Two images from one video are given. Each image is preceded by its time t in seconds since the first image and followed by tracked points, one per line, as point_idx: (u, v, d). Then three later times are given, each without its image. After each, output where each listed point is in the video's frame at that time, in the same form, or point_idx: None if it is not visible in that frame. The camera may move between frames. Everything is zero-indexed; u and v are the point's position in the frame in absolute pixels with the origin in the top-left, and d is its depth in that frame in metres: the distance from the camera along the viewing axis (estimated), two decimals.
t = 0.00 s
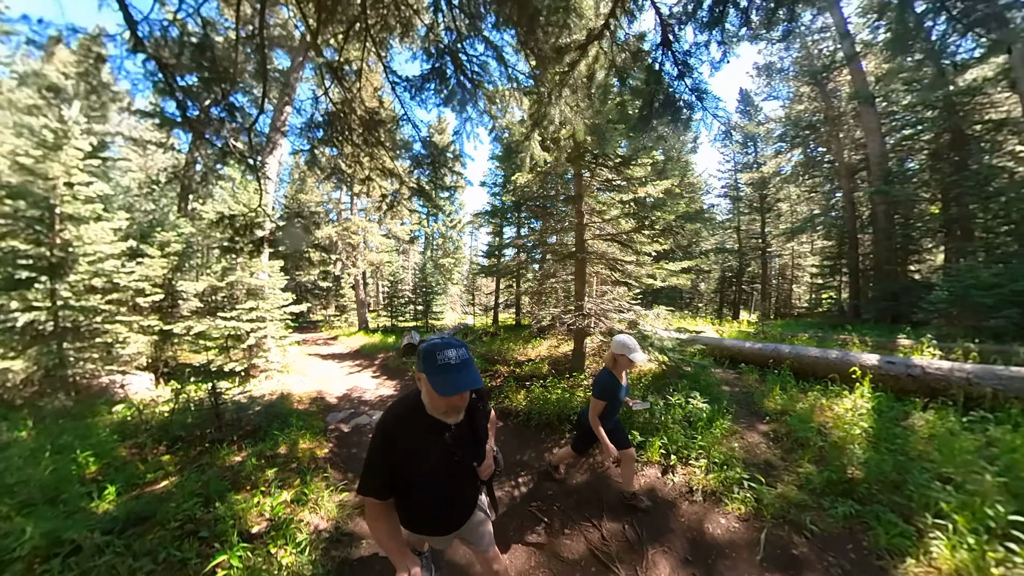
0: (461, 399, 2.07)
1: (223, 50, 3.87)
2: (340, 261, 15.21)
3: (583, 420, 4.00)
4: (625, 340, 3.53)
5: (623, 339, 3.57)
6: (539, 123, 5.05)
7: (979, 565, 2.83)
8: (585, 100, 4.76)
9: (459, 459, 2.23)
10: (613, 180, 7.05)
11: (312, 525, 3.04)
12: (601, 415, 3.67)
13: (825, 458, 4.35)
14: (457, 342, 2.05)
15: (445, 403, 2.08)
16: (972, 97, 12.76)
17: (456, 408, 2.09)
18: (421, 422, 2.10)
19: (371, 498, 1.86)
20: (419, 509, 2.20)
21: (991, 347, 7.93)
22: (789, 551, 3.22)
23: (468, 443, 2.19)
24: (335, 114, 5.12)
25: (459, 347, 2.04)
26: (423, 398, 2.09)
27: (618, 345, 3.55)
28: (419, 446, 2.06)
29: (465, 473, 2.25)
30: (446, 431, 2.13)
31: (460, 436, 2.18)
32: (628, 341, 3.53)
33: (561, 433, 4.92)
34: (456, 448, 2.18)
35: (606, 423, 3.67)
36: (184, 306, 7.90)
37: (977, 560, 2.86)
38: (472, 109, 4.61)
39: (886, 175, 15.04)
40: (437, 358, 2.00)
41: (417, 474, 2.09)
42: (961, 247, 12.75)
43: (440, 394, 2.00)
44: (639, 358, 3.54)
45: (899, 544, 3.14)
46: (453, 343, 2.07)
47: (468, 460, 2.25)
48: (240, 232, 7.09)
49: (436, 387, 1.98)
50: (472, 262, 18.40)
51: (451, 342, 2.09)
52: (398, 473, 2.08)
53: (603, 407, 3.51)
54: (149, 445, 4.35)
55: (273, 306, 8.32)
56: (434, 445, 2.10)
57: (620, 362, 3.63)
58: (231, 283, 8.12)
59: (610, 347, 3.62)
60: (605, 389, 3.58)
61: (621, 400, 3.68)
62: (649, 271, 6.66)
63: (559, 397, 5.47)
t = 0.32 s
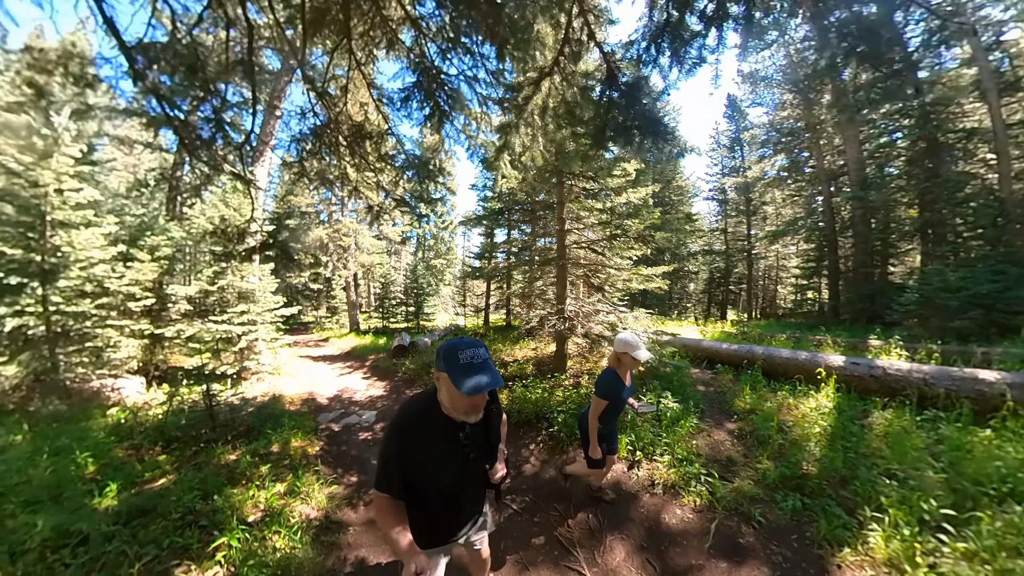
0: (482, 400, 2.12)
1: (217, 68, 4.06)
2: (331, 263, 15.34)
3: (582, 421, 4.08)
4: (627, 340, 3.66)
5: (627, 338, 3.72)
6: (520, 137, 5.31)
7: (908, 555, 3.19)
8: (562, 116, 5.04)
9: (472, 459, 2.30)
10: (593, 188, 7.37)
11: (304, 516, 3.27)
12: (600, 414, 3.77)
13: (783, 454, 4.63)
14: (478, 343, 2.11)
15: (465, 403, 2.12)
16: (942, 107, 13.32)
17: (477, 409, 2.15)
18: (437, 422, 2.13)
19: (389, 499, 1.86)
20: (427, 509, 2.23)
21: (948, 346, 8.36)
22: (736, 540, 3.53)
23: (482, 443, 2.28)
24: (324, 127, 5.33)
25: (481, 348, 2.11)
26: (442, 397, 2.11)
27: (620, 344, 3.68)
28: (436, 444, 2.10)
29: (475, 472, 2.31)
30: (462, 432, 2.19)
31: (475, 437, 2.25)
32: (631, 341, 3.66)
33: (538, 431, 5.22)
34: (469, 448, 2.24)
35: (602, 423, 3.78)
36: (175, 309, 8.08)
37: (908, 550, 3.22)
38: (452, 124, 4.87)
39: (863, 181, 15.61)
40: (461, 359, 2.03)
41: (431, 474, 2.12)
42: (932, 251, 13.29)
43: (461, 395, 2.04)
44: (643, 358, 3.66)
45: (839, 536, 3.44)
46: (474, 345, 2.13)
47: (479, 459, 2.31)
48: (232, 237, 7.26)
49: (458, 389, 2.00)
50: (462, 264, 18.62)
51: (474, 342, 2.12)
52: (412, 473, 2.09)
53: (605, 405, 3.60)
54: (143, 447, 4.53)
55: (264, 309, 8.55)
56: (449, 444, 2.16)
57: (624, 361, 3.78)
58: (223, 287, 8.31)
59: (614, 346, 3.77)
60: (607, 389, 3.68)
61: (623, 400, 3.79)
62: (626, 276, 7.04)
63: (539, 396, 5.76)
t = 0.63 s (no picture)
0: (478, 401, 2.11)
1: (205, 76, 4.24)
2: (321, 264, 15.42)
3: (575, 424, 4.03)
4: (622, 341, 3.54)
5: (622, 338, 3.61)
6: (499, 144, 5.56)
7: (847, 534, 3.40)
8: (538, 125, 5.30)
9: (468, 462, 2.27)
10: (574, 193, 7.67)
11: (290, 500, 3.47)
12: (590, 417, 3.69)
13: (745, 443, 4.90)
14: (475, 344, 2.11)
15: (461, 404, 2.12)
16: (914, 114, 13.87)
17: (474, 412, 2.14)
18: (433, 423, 2.14)
19: (381, 499, 1.87)
20: (423, 512, 2.22)
21: (911, 342, 8.74)
22: (689, 521, 3.83)
23: (479, 447, 2.26)
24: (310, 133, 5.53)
25: (477, 349, 2.10)
26: (439, 398, 2.13)
27: (614, 345, 3.57)
28: (430, 447, 2.09)
29: (472, 476, 2.30)
30: (457, 435, 2.17)
31: (472, 441, 2.23)
32: (626, 342, 3.54)
33: (516, 424, 5.50)
34: (466, 451, 2.22)
35: (596, 427, 3.68)
36: (163, 310, 8.18)
37: (850, 532, 3.40)
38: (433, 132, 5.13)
39: (839, 185, 16.20)
40: (456, 358, 2.05)
41: (425, 476, 2.12)
42: (902, 251, 13.87)
43: (457, 395, 2.05)
44: (638, 359, 3.52)
45: (786, 517, 3.69)
46: (470, 345, 2.13)
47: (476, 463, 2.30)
48: (221, 240, 7.40)
49: (453, 388, 2.01)
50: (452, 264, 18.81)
51: (470, 342, 2.13)
52: (407, 473, 2.10)
53: (594, 407, 3.50)
54: (136, 442, 4.70)
55: (253, 309, 8.68)
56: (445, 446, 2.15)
57: (619, 362, 3.66)
58: (212, 288, 8.43)
59: (608, 346, 3.66)
60: (598, 390, 3.63)
61: (616, 403, 3.67)
62: (604, 277, 7.37)
63: (520, 392, 6.04)
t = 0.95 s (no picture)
0: (464, 405, 2.07)
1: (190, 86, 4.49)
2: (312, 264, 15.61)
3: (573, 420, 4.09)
4: (614, 327, 3.61)
5: (613, 325, 3.66)
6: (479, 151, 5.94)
7: (780, 504, 3.77)
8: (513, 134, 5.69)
9: (467, 466, 2.24)
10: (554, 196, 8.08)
11: (284, 477, 3.78)
12: (588, 411, 3.74)
13: (702, 427, 5.33)
14: (459, 346, 2.08)
15: (448, 410, 2.09)
16: (886, 121, 14.55)
17: (464, 414, 2.12)
18: (425, 429, 2.10)
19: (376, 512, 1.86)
20: (425, 515, 2.24)
21: (870, 335, 9.34)
22: (640, 493, 4.24)
23: (476, 450, 2.22)
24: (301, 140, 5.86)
25: (461, 351, 2.07)
26: (428, 404, 2.09)
27: (605, 332, 3.62)
28: (426, 454, 2.06)
29: (471, 479, 2.28)
30: (453, 439, 2.14)
31: (468, 444, 2.20)
32: (617, 328, 3.60)
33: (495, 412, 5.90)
34: (462, 456, 2.19)
35: (593, 419, 3.73)
36: (156, 308, 8.37)
37: (783, 502, 3.77)
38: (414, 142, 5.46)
39: (814, 189, 16.93)
40: (439, 361, 2.03)
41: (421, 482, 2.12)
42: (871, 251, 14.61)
43: (443, 400, 2.01)
44: (630, 346, 3.56)
45: (728, 490, 4.07)
46: (454, 347, 2.10)
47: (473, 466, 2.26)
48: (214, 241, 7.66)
49: (437, 394, 1.99)
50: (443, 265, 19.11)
51: (452, 345, 2.11)
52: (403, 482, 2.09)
53: (590, 398, 3.58)
54: (134, 433, 4.96)
55: (245, 308, 8.92)
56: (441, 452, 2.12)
57: (612, 351, 3.67)
58: (204, 287, 8.67)
59: (600, 335, 3.70)
60: (594, 382, 3.65)
61: (612, 393, 3.70)
62: (582, 276, 7.79)
63: (500, 383, 6.43)
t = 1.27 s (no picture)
0: (460, 391, 2.38)
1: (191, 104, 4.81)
2: (303, 267, 15.84)
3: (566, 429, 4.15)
4: (604, 337, 3.71)
5: (605, 335, 3.80)
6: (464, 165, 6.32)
7: (724, 490, 4.10)
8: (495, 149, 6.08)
9: (462, 452, 2.57)
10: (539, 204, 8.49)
11: (285, 470, 4.12)
12: (582, 419, 3.86)
13: (667, 422, 5.77)
14: (453, 336, 2.35)
15: (446, 398, 2.39)
16: (861, 131, 15.23)
17: (459, 402, 2.41)
18: (424, 420, 2.43)
19: (383, 491, 2.23)
20: (430, 497, 2.59)
21: (835, 336, 9.97)
22: (602, 480, 4.65)
23: (471, 437, 2.56)
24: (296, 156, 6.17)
25: (454, 341, 2.35)
26: (426, 394, 2.41)
27: (597, 341, 3.73)
28: (425, 440, 2.43)
29: (468, 464, 2.61)
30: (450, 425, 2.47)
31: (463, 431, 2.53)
32: (606, 338, 3.71)
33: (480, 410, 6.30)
34: (459, 441, 2.53)
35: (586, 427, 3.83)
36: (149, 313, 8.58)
37: (724, 489, 4.10)
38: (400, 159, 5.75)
39: (793, 195, 17.59)
40: (436, 352, 2.30)
41: (423, 467, 2.46)
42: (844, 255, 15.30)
43: (440, 388, 2.32)
44: (621, 354, 3.70)
45: (681, 478, 4.43)
46: (450, 337, 2.37)
47: (468, 451, 2.60)
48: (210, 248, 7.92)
49: (436, 381, 2.28)
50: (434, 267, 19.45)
51: (446, 335, 2.36)
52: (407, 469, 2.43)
53: (584, 407, 3.67)
54: (137, 434, 5.26)
55: (239, 312, 9.14)
56: (440, 438, 2.46)
57: (604, 359, 3.80)
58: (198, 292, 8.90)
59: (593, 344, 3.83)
60: (585, 392, 3.76)
61: (604, 401, 3.83)
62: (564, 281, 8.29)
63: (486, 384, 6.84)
